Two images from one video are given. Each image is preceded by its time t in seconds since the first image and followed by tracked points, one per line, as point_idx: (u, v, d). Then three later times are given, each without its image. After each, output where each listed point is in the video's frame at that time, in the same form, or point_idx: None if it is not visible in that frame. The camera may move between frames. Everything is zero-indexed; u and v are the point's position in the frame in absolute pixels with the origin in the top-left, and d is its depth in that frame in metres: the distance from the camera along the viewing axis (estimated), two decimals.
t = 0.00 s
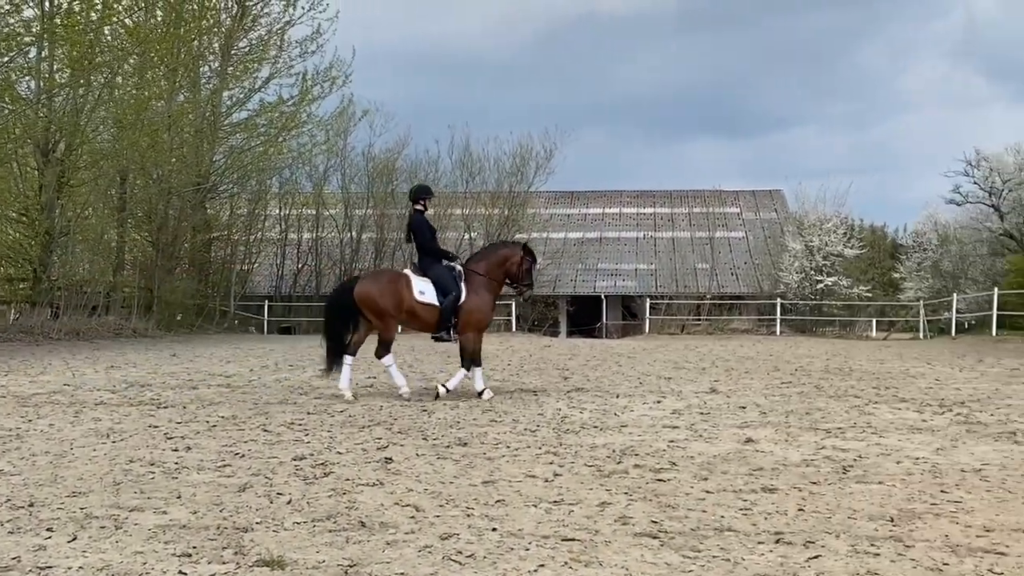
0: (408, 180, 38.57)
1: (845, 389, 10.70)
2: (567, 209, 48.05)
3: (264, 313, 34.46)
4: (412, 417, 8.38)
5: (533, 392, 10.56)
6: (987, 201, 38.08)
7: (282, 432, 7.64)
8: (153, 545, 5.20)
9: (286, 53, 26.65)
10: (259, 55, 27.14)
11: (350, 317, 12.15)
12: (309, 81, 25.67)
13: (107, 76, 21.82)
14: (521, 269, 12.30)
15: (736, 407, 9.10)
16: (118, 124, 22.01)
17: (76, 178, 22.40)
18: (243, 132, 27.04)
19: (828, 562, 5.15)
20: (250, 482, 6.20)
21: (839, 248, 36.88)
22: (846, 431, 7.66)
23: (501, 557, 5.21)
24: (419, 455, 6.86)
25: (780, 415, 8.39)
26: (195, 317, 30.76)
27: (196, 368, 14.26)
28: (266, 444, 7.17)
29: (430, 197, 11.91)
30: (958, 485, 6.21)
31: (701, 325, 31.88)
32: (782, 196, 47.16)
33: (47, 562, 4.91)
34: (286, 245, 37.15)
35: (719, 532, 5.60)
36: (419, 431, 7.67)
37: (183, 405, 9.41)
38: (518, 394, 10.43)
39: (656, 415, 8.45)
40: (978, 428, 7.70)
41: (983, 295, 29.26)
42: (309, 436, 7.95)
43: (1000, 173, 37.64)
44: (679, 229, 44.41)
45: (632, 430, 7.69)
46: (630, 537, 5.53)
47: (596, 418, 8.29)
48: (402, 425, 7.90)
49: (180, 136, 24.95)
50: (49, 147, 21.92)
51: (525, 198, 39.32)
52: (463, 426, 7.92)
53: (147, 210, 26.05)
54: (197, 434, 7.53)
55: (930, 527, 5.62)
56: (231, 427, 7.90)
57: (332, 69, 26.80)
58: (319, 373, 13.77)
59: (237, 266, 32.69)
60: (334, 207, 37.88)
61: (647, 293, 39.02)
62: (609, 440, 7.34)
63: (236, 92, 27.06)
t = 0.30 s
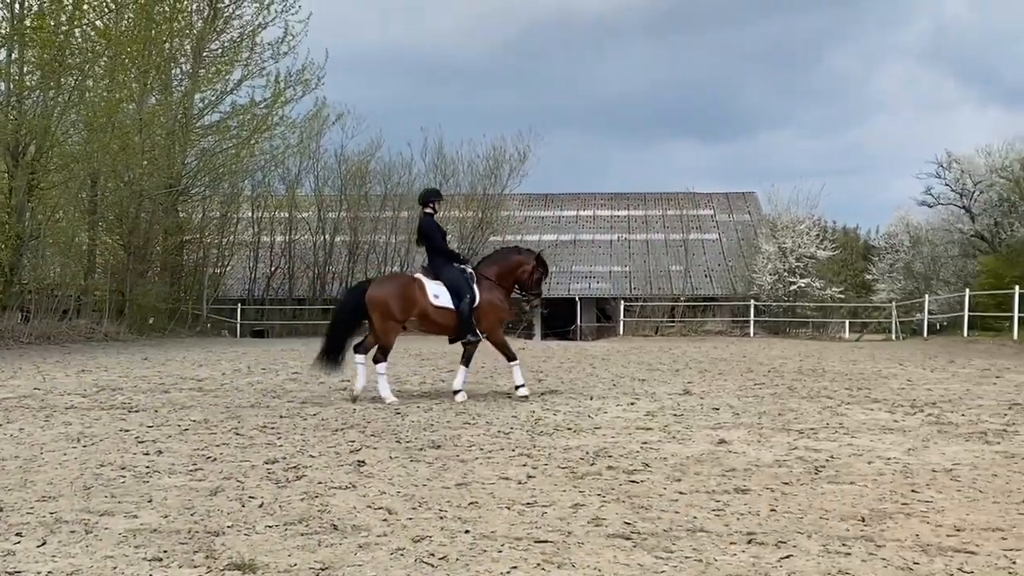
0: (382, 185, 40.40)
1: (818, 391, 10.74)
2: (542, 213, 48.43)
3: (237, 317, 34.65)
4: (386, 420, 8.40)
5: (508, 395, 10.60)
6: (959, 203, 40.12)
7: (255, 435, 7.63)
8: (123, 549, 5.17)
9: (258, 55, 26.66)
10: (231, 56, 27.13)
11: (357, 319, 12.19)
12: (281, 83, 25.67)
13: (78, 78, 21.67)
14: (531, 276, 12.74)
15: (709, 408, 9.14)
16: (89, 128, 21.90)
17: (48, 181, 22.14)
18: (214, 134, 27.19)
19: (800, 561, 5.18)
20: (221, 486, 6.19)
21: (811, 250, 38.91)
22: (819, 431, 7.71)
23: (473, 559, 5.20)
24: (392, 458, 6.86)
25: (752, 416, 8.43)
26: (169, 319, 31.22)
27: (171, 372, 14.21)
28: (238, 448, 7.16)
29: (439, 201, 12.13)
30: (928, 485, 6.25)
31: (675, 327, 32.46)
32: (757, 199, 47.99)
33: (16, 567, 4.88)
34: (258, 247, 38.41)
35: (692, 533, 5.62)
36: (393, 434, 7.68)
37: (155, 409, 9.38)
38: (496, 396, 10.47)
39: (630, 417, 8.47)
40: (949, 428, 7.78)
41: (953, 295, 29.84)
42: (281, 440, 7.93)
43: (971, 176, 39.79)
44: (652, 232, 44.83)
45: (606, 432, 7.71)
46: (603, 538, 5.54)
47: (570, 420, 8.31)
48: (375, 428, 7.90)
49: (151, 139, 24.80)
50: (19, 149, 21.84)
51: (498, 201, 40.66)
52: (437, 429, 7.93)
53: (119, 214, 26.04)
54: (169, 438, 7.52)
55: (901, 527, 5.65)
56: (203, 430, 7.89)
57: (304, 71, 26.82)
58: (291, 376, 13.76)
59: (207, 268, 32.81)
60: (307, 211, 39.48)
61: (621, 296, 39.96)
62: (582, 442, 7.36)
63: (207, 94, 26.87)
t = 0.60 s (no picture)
0: (357, 186, 40.80)
1: (789, 391, 10.84)
2: (515, 214, 50.83)
3: (211, 319, 34.83)
4: (359, 421, 8.42)
5: (483, 397, 10.66)
6: (928, 204, 42.64)
7: (227, 437, 7.63)
8: (94, 553, 5.14)
9: (230, 56, 26.59)
10: (204, 58, 27.15)
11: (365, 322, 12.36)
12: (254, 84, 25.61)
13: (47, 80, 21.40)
14: (540, 280, 13.17)
15: (682, 408, 9.18)
16: (60, 130, 21.70)
17: (16, 184, 21.84)
18: (187, 136, 27.16)
19: (770, 561, 5.21)
20: (193, 489, 6.18)
21: (782, 252, 39.76)
22: (790, 431, 7.76)
23: (446, 560, 5.20)
24: (365, 460, 6.87)
25: (724, 416, 8.49)
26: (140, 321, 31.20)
27: (144, 374, 14.17)
28: (210, 450, 7.16)
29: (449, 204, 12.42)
30: (898, 483, 6.31)
31: (648, 328, 33.10)
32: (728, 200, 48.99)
33: None
34: (231, 250, 38.91)
35: (664, 533, 5.64)
36: (366, 436, 7.69)
37: (128, 411, 9.35)
38: (474, 399, 10.55)
39: (603, 417, 8.51)
40: (919, 427, 7.85)
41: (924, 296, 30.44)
42: (253, 442, 7.93)
43: (942, 177, 42.27)
44: (626, 232, 46.67)
45: (579, 433, 7.75)
46: (575, 539, 5.55)
47: (543, 421, 8.34)
48: (347, 430, 7.91)
49: (124, 140, 24.65)
50: None
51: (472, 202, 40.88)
52: (410, 430, 7.95)
53: (90, 215, 26.00)
54: (140, 441, 7.50)
55: (871, 526, 5.70)
56: (175, 432, 7.88)
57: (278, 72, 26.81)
58: (263, 377, 13.77)
59: (179, 269, 32.77)
60: (281, 212, 39.48)
61: (596, 297, 40.65)
62: (555, 443, 7.39)
63: (179, 95, 26.72)
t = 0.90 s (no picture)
0: (329, 185, 41.12)
1: (760, 391, 10.92)
2: (488, 214, 51.18)
3: (181, 320, 34.67)
4: (331, 422, 8.41)
5: (454, 399, 10.68)
6: (898, 204, 43.17)
7: (198, 439, 7.60)
8: (63, 556, 5.10)
9: (201, 56, 26.52)
10: (175, 58, 27.12)
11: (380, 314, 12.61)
12: (225, 84, 25.57)
13: (16, 79, 21.19)
14: (548, 274, 13.16)
15: (654, 408, 9.20)
16: (28, 130, 21.52)
17: None
18: (158, 136, 27.06)
19: (741, 560, 5.23)
20: (164, 492, 6.16)
21: (754, 252, 39.98)
22: (762, 431, 7.80)
23: (418, 561, 5.20)
24: (337, 461, 6.87)
25: (696, 416, 8.51)
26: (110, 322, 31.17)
27: (114, 377, 14.08)
28: (181, 452, 7.14)
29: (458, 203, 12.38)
30: (869, 482, 6.37)
31: (621, 328, 33.65)
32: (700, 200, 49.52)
33: None
34: (203, 251, 38.46)
35: (636, 533, 5.67)
36: (339, 437, 7.67)
37: (99, 413, 9.30)
38: (446, 399, 10.65)
39: (575, 417, 8.53)
40: (889, 427, 7.91)
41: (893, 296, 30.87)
42: (225, 444, 7.92)
43: (910, 178, 42.80)
44: (598, 233, 47.16)
45: (551, 433, 7.76)
46: (547, 539, 5.56)
47: (516, 422, 8.35)
48: (319, 432, 7.91)
49: (94, 140, 24.54)
50: None
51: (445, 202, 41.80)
52: (381, 432, 7.94)
53: (60, 216, 25.87)
54: (110, 443, 7.47)
55: (841, 525, 5.74)
56: (146, 434, 7.85)
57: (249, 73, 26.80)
58: (234, 379, 13.74)
59: (150, 270, 32.72)
60: (252, 213, 39.42)
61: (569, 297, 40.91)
62: (528, 444, 7.40)
63: (150, 95, 26.74)
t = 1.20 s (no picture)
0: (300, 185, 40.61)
1: (731, 390, 11.01)
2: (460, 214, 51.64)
3: (150, 320, 34.64)
4: (303, 423, 8.40)
5: (426, 399, 10.72)
6: (868, 204, 43.40)
7: (168, 441, 7.57)
8: (31, 558, 5.06)
9: (172, 56, 26.30)
10: (144, 58, 26.90)
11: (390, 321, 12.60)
12: (195, 83, 25.29)
13: None
14: (556, 276, 13.32)
15: (625, 408, 9.24)
16: None
17: None
18: (128, 136, 26.90)
19: (711, 559, 5.25)
20: (134, 493, 6.12)
21: (725, 251, 40.11)
22: (732, 429, 7.85)
23: (390, 562, 5.18)
24: (309, 462, 6.85)
25: (667, 416, 8.56)
26: (79, 323, 31.55)
27: (85, 377, 14.01)
28: (151, 453, 7.10)
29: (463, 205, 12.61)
30: (838, 481, 6.42)
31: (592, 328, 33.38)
32: (671, 201, 49.99)
33: None
34: (172, 251, 38.67)
35: (607, 532, 5.67)
36: (310, 438, 7.66)
37: (67, 414, 9.24)
38: (418, 399, 10.68)
39: (547, 417, 8.54)
40: (858, 425, 7.97)
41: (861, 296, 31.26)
42: (194, 445, 7.88)
43: (880, 178, 43.22)
44: (571, 233, 47.53)
45: (524, 433, 7.78)
46: (519, 539, 5.56)
47: (488, 422, 8.36)
48: (290, 433, 7.90)
49: (62, 140, 24.37)
50: None
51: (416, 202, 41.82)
52: (353, 432, 7.93)
53: (27, 216, 25.68)
54: (79, 444, 7.41)
55: (812, 523, 5.78)
56: (115, 436, 7.80)
57: (219, 71, 26.59)
58: (205, 379, 13.69)
59: (119, 270, 32.82)
60: (222, 212, 39.30)
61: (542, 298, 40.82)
62: (500, 443, 7.42)
63: (119, 94, 26.53)
